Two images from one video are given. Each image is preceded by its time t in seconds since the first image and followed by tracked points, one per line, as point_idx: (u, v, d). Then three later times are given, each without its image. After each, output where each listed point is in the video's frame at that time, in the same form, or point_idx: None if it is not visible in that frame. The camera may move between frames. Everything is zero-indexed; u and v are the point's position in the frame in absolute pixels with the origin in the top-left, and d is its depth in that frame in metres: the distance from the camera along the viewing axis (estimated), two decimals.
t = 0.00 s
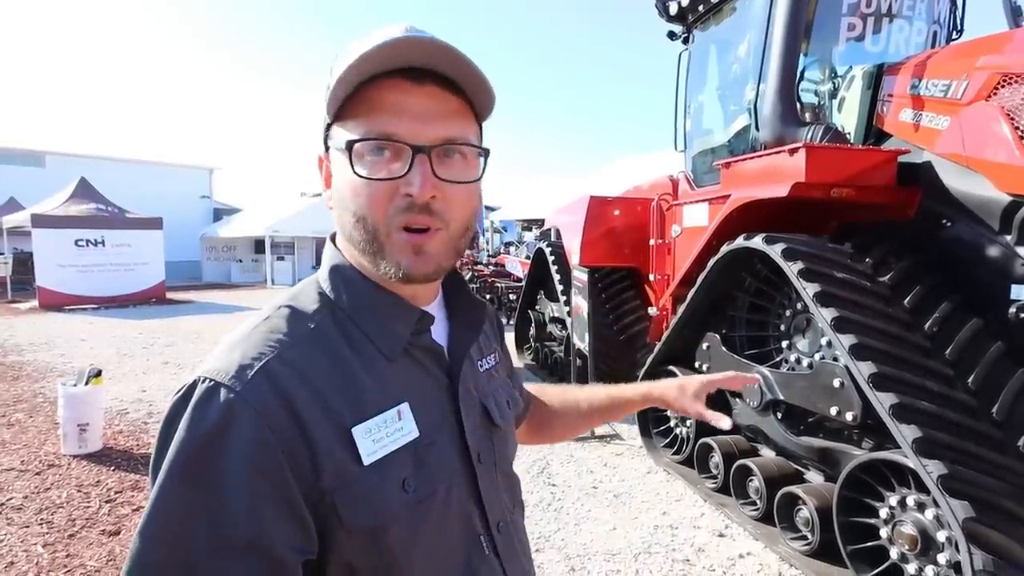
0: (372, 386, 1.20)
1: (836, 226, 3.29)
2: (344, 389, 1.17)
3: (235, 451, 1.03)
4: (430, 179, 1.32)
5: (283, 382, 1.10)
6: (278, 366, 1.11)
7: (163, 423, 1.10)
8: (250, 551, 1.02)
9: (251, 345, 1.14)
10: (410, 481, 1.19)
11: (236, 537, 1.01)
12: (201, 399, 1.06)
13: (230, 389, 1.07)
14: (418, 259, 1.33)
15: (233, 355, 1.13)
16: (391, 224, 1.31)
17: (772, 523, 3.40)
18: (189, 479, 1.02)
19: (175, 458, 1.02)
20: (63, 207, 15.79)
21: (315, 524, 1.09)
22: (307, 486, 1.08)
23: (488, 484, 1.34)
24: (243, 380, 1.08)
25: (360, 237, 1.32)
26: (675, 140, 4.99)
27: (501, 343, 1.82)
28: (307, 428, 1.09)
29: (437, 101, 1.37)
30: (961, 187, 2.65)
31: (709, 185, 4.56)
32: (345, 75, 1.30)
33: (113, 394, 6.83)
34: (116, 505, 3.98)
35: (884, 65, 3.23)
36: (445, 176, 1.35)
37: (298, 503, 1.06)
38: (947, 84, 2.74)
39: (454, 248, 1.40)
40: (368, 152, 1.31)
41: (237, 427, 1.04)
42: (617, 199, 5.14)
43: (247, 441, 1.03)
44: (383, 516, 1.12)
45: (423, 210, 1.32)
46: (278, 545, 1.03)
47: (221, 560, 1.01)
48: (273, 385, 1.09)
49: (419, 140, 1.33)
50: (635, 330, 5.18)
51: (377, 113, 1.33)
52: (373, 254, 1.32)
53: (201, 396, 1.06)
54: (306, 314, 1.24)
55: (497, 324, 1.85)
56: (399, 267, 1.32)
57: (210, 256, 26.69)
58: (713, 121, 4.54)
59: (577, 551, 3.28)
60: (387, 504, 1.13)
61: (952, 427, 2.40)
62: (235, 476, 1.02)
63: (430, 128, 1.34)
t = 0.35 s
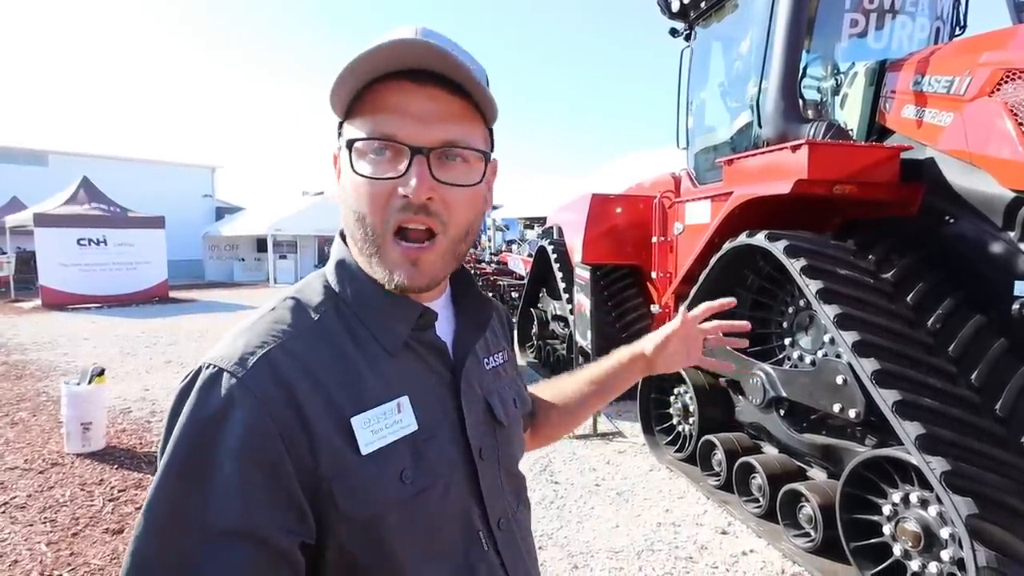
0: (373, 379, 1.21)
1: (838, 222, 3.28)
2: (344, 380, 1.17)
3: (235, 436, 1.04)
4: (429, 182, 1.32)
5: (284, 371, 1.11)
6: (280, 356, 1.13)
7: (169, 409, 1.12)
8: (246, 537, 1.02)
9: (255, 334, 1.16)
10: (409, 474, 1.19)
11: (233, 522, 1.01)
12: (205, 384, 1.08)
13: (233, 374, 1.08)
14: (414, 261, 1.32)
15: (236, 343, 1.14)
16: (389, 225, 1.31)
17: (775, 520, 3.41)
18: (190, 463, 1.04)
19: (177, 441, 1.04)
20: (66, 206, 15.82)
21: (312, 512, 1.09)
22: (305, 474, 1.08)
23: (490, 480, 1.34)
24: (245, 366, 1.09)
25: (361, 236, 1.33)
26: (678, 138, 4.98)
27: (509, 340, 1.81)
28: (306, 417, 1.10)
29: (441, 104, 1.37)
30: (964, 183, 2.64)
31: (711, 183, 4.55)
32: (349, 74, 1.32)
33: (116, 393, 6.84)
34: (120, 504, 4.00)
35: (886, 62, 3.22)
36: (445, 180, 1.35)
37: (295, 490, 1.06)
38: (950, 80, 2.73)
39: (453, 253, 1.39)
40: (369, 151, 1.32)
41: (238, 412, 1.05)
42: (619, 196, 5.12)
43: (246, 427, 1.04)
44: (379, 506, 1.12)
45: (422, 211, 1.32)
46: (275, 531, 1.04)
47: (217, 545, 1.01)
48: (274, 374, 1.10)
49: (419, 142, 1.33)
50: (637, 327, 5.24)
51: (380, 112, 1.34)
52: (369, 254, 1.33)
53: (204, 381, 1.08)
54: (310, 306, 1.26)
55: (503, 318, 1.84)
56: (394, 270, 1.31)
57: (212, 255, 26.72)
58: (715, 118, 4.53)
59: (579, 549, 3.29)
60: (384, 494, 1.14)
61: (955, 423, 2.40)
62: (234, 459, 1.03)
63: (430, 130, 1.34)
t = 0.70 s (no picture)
0: (386, 379, 1.21)
1: (841, 222, 3.28)
2: (358, 378, 1.18)
3: (254, 433, 1.05)
4: (429, 178, 1.33)
5: (299, 369, 1.12)
6: (296, 355, 1.13)
7: (190, 407, 1.14)
8: (266, 533, 1.03)
9: (270, 334, 1.17)
10: (422, 474, 1.19)
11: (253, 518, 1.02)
12: (224, 383, 1.09)
13: (251, 374, 1.09)
14: (423, 256, 1.33)
15: (252, 343, 1.15)
16: (395, 225, 1.32)
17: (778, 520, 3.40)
18: (212, 459, 1.05)
19: (199, 438, 1.05)
20: (67, 207, 15.84)
21: (329, 509, 1.10)
22: (322, 472, 1.09)
23: (500, 481, 1.34)
24: (262, 366, 1.10)
25: (366, 239, 1.33)
26: (679, 138, 4.98)
27: (520, 342, 1.81)
28: (323, 415, 1.10)
29: (432, 98, 1.37)
30: (967, 182, 2.64)
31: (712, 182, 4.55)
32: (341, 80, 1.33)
33: (118, 393, 6.86)
34: (123, 504, 4.00)
35: (888, 61, 3.22)
36: (444, 173, 1.36)
37: (315, 487, 1.08)
38: (952, 79, 2.73)
39: (463, 243, 1.41)
40: (367, 155, 1.33)
41: (256, 410, 1.06)
42: (621, 196, 5.11)
43: (265, 425, 1.05)
44: (394, 505, 1.13)
45: (426, 208, 1.32)
46: (294, 527, 1.05)
47: (238, 540, 1.02)
48: (290, 372, 1.11)
49: (415, 138, 1.34)
50: (639, 327, 5.22)
51: (373, 116, 1.35)
52: (378, 257, 1.33)
53: (223, 380, 1.10)
54: (324, 307, 1.26)
55: (515, 322, 1.84)
56: (407, 266, 1.32)
57: (214, 255, 26.75)
58: (717, 118, 4.53)
59: (582, 549, 3.29)
60: (398, 493, 1.14)
61: (959, 422, 2.40)
62: (253, 456, 1.04)
63: (424, 125, 1.34)
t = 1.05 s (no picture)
0: (389, 380, 1.22)
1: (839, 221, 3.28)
2: (360, 379, 1.18)
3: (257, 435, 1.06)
4: (426, 169, 1.34)
5: (300, 371, 1.13)
6: (298, 357, 1.14)
7: (194, 411, 1.16)
8: (274, 534, 1.04)
9: (273, 337, 1.18)
10: (426, 474, 1.20)
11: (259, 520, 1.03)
12: (228, 387, 1.11)
13: (255, 378, 1.10)
14: (424, 247, 1.34)
15: (256, 347, 1.16)
16: (394, 218, 1.33)
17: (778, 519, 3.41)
18: (217, 462, 1.07)
19: (205, 441, 1.07)
20: (67, 207, 15.85)
21: (335, 509, 1.11)
22: (327, 472, 1.10)
23: (504, 480, 1.34)
24: (265, 370, 1.11)
25: (366, 234, 1.34)
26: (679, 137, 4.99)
27: (524, 338, 1.81)
28: (325, 416, 1.11)
29: (425, 91, 1.39)
30: (965, 182, 2.64)
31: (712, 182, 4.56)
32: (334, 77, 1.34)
33: (118, 393, 6.86)
34: (123, 504, 4.01)
35: (887, 61, 3.22)
36: (441, 164, 1.36)
37: (321, 488, 1.08)
38: (950, 79, 2.74)
39: (461, 233, 1.42)
40: (363, 151, 1.33)
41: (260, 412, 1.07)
42: (621, 195, 5.11)
43: (268, 426, 1.06)
44: (398, 505, 1.14)
45: (425, 199, 1.34)
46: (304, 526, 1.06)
47: (247, 541, 1.03)
48: (292, 373, 1.12)
49: (410, 130, 1.34)
50: (638, 326, 5.36)
51: (367, 111, 1.35)
52: (378, 250, 1.34)
53: (227, 385, 1.11)
54: (326, 309, 1.27)
55: (518, 319, 1.85)
56: (408, 258, 1.34)
57: (214, 256, 26.76)
58: (716, 118, 4.53)
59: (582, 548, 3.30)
60: (402, 492, 1.15)
61: (958, 421, 2.40)
62: (257, 458, 1.05)
63: (418, 118, 1.35)
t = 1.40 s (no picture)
0: (392, 383, 1.22)
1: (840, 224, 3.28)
2: (363, 382, 1.19)
3: (258, 436, 1.08)
4: (440, 176, 1.34)
5: (304, 374, 1.14)
6: (303, 360, 1.15)
7: (204, 403, 1.18)
8: (259, 533, 1.06)
9: (282, 340, 1.19)
10: (426, 477, 1.20)
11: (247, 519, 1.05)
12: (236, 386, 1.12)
13: (260, 380, 1.12)
14: (434, 252, 1.34)
15: (263, 350, 1.17)
16: (406, 223, 1.33)
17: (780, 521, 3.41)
18: (218, 463, 1.09)
19: (210, 439, 1.10)
20: (70, 210, 15.90)
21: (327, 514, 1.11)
22: (324, 477, 1.11)
23: (506, 484, 1.34)
24: (270, 372, 1.13)
25: (378, 236, 1.35)
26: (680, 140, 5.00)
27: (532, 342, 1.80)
28: (325, 420, 1.12)
29: (441, 100, 1.41)
30: (966, 184, 2.65)
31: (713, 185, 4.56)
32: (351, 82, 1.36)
33: (121, 396, 6.88)
34: (126, 506, 4.02)
35: (887, 64, 3.23)
36: (454, 171, 1.37)
37: (313, 492, 1.09)
38: (950, 81, 2.74)
39: (472, 242, 1.41)
40: (377, 156, 1.35)
41: (263, 414, 1.08)
42: (622, 198, 5.12)
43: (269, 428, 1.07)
44: (397, 508, 1.14)
45: (437, 205, 1.33)
46: (289, 529, 1.07)
47: (234, 538, 1.05)
48: (295, 377, 1.13)
49: (425, 137, 1.36)
50: (640, 330, 5.35)
51: (384, 118, 1.37)
52: (390, 254, 1.34)
53: (235, 384, 1.12)
54: (335, 312, 1.28)
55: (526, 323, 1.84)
56: (417, 262, 1.33)
57: (215, 259, 26.80)
58: (717, 121, 4.54)
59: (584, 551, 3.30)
60: (401, 497, 1.15)
61: (959, 423, 2.40)
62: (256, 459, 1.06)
63: (433, 125, 1.37)
